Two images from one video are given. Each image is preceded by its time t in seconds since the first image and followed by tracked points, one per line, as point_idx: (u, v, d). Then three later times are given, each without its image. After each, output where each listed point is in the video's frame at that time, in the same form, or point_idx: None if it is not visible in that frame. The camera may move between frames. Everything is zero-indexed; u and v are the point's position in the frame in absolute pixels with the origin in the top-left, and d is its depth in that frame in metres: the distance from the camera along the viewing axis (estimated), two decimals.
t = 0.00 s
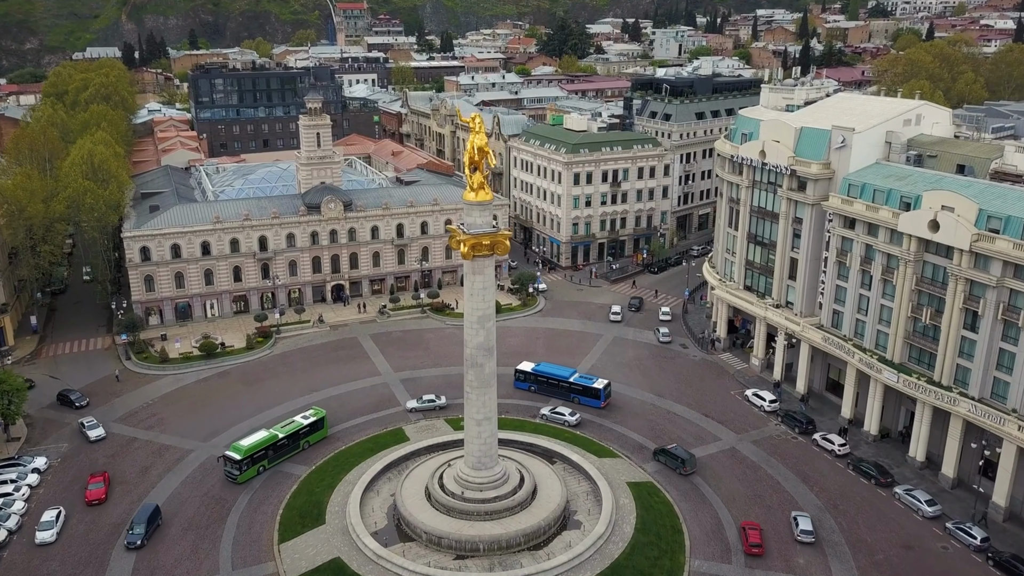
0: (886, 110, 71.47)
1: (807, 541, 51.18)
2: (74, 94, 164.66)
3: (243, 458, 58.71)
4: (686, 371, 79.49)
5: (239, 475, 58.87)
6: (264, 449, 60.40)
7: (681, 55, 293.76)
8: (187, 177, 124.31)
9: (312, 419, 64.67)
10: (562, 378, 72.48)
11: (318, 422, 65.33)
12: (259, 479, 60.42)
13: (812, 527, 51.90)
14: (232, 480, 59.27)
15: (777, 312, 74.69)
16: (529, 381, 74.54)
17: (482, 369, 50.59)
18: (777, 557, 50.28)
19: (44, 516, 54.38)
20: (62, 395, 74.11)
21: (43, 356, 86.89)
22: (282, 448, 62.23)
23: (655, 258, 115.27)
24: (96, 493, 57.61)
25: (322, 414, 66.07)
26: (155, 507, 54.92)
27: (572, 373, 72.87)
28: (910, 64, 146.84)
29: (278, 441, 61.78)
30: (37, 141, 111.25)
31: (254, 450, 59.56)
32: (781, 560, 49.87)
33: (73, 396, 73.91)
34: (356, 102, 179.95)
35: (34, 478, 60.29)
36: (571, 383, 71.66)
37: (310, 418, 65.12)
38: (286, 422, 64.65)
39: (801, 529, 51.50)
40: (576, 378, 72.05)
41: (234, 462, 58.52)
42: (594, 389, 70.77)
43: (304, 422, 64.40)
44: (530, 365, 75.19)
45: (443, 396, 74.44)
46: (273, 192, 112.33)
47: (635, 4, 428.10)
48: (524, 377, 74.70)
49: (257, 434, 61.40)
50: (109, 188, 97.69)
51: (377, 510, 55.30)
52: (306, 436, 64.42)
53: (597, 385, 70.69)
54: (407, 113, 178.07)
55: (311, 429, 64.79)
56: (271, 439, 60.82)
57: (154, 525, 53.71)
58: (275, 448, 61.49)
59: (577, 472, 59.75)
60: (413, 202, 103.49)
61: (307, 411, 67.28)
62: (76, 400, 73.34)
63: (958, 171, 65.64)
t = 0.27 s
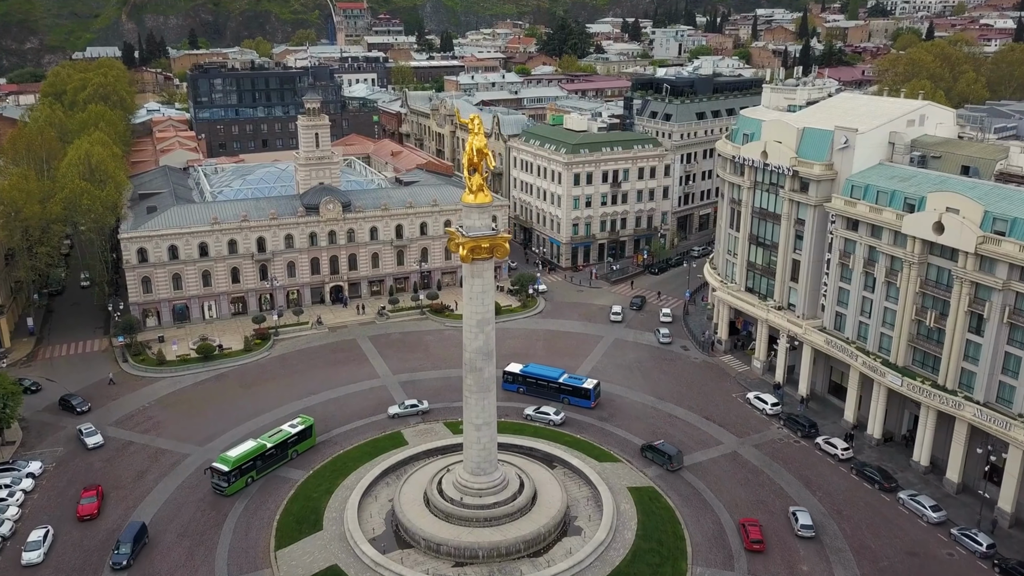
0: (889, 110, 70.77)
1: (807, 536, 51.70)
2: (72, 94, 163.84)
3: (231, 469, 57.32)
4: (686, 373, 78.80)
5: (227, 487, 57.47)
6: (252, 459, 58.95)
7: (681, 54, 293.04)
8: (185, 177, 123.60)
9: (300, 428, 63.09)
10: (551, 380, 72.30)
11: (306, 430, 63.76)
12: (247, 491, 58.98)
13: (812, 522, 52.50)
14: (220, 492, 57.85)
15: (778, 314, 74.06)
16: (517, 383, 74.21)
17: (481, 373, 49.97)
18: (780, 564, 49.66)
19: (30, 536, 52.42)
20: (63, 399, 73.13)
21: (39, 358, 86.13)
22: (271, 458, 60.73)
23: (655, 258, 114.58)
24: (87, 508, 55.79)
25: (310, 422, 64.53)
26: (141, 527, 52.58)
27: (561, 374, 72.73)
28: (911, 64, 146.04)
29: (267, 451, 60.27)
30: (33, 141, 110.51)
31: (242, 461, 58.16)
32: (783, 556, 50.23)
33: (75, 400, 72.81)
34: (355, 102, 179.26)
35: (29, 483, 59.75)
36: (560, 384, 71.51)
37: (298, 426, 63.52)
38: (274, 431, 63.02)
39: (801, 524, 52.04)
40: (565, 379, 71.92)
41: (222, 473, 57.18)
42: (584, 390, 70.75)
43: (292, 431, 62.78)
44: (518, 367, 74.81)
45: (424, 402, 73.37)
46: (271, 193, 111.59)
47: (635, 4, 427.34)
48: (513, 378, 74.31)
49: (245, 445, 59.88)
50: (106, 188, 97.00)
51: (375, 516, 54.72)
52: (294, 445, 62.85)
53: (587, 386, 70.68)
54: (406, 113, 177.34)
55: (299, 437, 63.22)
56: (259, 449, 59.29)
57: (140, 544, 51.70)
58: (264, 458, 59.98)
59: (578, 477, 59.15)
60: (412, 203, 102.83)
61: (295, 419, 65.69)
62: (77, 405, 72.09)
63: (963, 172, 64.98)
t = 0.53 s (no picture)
0: (893, 111, 70.05)
1: (808, 530, 52.43)
2: (70, 93, 163.03)
3: (219, 482, 55.79)
4: (688, 376, 78.07)
5: (215, 500, 55.91)
6: (241, 471, 57.44)
7: (681, 53, 292.33)
8: (183, 177, 122.82)
9: (288, 437, 61.76)
10: (540, 380, 71.75)
11: (293, 440, 62.44)
12: (235, 504, 57.45)
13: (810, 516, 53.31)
14: (207, 505, 56.25)
15: (780, 316, 73.34)
16: (506, 385, 73.54)
17: (480, 378, 49.32)
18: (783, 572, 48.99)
19: (15, 559, 50.14)
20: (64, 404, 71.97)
21: (35, 361, 85.28)
22: (259, 469, 59.28)
23: (656, 259, 113.83)
24: (77, 525, 53.80)
25: (298, 430, 63.18)
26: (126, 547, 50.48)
27: (549, 374, 72.20)
28: (911, 63, 145.16)
29: (254, 462, 58.80)
30: (30, 141, 109.75)
31: (230, 472, 56.63)
32: (785, 564, 49.62)
33: (76, 406, 71.54)
34: (354, 102, 178.50)
35: (23, 488, 59.13)
36: (549, 385, 71.01)
37: (286, 436, 62.19)
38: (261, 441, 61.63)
39: (800, 519, 52.76)
40: (554, 379, 71.45)
41: (210, 486, 55.58)
42: (574, 390, 70.36)
43: (280, 440, 61.46)
44: (506, 368, 74.06)
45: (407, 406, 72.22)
46: (269, 193, 110.75)
47: (634, 3, 426.53)
48: (501, 380, 73.69)
49: (232, 456, 58.41)
50: (103, 189, 96.27)
51: (372, 522, 54.09)
52: (282, 455, 61.50)
53: (577, 386, 70.32)
54: (405, 112, 176.55)
55: (287, 447, 61.90)
56: (247, 460, 57.81)
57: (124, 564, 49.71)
58: (252, 470, 58.52)
59: (578, 482, 58.52)
60: (411, 203, 102.09)
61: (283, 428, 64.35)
62: (77, 411, 70.89)
63: (968, 173, 64.24)
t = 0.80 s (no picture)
0: (896, 110, 69.26)
1: (805, 523, 53.12)
2: (68, 92, 162.16)
3: (206, 495, 54.18)
4: (689, 378, 77.32)
5: (203, 514, 54.31)
6: (228, 483, 55.87)
7: (681, 52, 291.58)
8: (181, 177, 121.99)
9: (275, 446, 60.13)
10: (529, 381, 71.39)
11: (281, 449, 60.84)
12: (223, 517, 55.92)
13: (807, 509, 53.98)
14: (194, 520, 54.64)
15: (782, 318, 72.61)
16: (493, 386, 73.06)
17: (480, 383, 48.66)
18: None
19: None
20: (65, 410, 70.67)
21: (30, 363, 84.51)
22: (246, 480, 57.73)
23: (657, 259, 113.05)
24: (65, 543, 51.88)
25: (285, 439, 61.60)
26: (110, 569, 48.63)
27: (538, 374, 71.83)
28: (913, 61, 144.23)
29: (241, 473, 57.21)
30: (27, 141, 108.97)
31: (217, 485, 55.04)
32: (787, 570, 49.02)
33: (77, 413, 70.30)
34: (353, 100, 177.64)
35: (16, 493, 58.42)
36: (539, 386, 70.69)
37: (273, 445, 60.58)
38: (247, 451, 59.97)
39: (797, 512, 53.39)
40: (543, 380, 71.17)
41: (196, 500, 53.94)
42: (563, 391, 70.24)
43: (267, 450, 59.83)
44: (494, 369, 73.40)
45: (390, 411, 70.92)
46: (267, 193, 109.94)
47: (634, 2, 425.69)
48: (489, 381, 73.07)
49: (219, 467, 56.78)
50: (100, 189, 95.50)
51: (370, 528, 53.51)
52: (270, 464, 59.89)
53: (566, 387, 70.16)
54: (405, 111, 175.71)
55: (274, 457, 60.30)
56: (235, 472, 56.21)
57: None
58: (239, 481, 56.94)
59: (578, 487, 57.93)
60: (410, 204, 101.30)
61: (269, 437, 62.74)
62: (79, 418, 69.62)
63: (973, 173, 63.41)
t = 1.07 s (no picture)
0: (901, 110, 68.43)
1: (800, 515, 53.94)
2: (65, 91, 161.09)
3: (192, 509, 52.47)
4: (691, 380, 76.53)
5: (189, 529, 52.62)
6: (214, 495, 54.19)
7: (681, 50, 290.64)
8: (178, 177, 121.06)
9: (262, 457, 58.52)
10: (516, 382, 71.01)
11: (268, 459, 59.23)
12: (209, 530, 54.27)
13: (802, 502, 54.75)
14: (180, 535, 52.87)
15: (785, 319, 71.82)
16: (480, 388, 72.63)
17: (479, 387, 47.94)
18: None
19: None
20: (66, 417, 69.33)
21: (25, 364, 83.68)
22: (233, 493, 56.06)
23: (658, 259, 112.20)
24: (53, 563, 49.65)
25: (272, 449, 59.96)
26: None
27: (525, 375, 71.49)
28: (915, 60, 143.11)
29: (228, 485, 55.53)
30: (22, 141, 108.03)
31: (203, 498, 53.35)
32: None
33: (77, 419, 68.65)
34: (352, 99, 176.65)
35: (9, 499, 57.61)
36: (526, 387, 70.30)
37: (260, 455, 58.93)
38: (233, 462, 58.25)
39: (793, 506, 54.15)
40: (531, 380, 70.79)
41: (182, 514, 52.21)
42: (551, 391, 69.93)
43: (254, 460, 58.14)
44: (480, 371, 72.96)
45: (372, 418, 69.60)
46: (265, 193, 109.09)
47: None
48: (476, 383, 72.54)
49: (205, 480, 55.06)
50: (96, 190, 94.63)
51: (368, 534, 52.87)
52: (257, 475, 58.27)
53: (554, 387, 69.85)
54: (404, 110, 174.74)
55: (261, 467, 58.70)
56: (221, 484, 54.54)
57: None
58: (226, 494, 55.28)
59: (578, 492, 57.23)
60: (409, 203, 100.47)
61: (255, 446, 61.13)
62: (80, 425, 67.96)
63: (979, 174, 62.46)
